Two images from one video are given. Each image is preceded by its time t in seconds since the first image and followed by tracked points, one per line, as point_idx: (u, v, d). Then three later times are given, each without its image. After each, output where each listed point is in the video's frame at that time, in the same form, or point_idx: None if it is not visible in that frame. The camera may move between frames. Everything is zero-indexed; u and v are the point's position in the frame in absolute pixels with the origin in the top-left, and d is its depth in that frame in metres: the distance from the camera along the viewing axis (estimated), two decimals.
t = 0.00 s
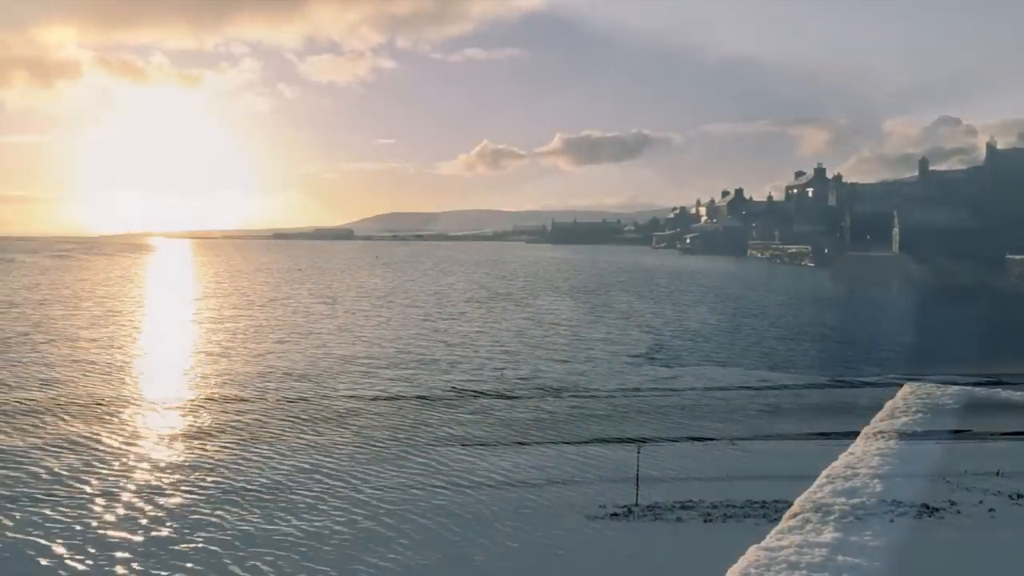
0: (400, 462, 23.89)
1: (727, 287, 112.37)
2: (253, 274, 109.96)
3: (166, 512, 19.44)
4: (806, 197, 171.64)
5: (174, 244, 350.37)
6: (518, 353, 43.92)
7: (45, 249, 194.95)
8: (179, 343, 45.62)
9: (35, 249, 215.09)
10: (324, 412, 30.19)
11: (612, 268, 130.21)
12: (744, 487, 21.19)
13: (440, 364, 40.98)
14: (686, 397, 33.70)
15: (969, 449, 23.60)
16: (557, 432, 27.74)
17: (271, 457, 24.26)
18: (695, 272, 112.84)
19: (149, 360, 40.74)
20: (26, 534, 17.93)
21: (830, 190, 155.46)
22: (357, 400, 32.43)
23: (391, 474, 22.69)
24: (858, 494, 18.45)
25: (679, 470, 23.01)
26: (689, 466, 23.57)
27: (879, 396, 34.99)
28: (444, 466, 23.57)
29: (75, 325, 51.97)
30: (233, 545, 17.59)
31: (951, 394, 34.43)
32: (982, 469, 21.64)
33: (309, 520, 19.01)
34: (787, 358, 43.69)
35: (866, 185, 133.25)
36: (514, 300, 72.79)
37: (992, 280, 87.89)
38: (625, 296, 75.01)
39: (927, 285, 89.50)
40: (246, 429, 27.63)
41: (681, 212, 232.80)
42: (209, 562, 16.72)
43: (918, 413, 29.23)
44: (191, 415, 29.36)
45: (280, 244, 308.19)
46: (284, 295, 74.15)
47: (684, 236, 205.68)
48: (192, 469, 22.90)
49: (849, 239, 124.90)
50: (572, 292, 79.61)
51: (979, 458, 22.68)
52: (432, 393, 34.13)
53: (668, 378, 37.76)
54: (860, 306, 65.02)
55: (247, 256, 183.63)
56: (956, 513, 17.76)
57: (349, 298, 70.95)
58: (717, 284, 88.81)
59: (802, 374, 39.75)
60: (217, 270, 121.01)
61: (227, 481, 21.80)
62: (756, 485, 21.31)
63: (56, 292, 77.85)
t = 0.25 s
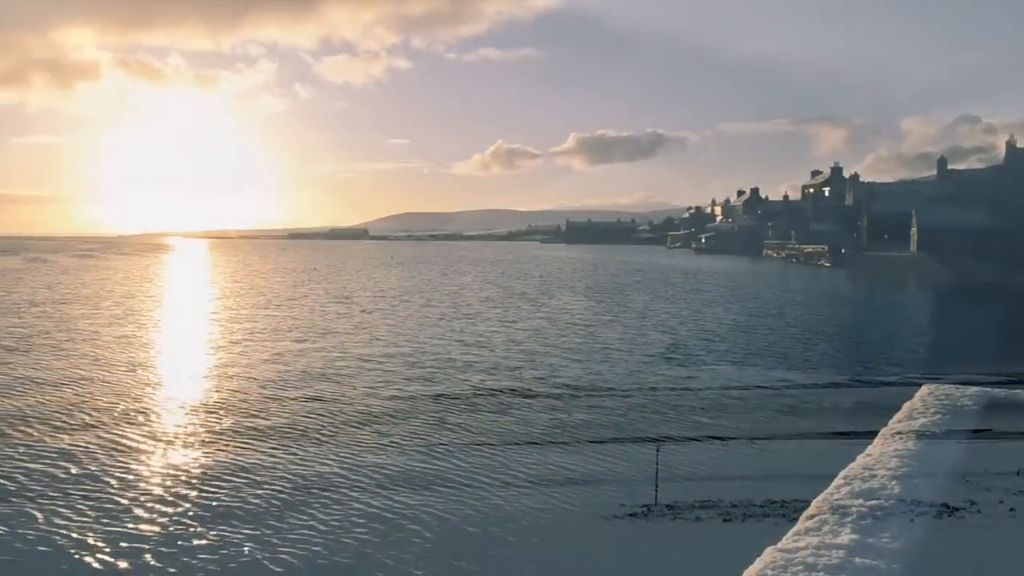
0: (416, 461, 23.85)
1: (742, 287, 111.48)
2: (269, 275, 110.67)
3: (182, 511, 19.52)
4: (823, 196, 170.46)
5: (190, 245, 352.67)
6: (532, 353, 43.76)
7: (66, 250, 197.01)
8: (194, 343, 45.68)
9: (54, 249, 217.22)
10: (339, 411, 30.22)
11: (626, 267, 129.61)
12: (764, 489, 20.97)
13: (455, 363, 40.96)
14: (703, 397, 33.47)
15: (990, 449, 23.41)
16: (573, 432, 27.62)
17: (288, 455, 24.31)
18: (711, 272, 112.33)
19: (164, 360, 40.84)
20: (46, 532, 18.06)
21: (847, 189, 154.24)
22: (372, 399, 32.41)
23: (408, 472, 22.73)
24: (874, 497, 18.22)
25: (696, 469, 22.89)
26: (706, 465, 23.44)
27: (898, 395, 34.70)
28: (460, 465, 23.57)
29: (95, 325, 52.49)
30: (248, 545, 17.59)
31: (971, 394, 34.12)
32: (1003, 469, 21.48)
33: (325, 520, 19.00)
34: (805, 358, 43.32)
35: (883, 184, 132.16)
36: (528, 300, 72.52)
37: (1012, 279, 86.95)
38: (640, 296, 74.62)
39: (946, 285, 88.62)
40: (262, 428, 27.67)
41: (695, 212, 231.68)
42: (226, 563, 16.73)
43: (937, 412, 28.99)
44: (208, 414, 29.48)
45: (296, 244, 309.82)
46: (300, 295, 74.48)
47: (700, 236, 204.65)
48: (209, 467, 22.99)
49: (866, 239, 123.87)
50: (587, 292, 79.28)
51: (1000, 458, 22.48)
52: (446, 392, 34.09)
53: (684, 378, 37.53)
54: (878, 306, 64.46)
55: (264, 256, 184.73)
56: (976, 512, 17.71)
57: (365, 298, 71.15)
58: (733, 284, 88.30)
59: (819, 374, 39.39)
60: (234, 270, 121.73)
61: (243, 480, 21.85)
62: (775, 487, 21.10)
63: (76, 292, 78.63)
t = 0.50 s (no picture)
0: (427, 459, 23.89)
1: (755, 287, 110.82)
2: (281, 274, 111.13)
3: (196, 509, 19.64)
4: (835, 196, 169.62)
5: (201, 244, 354.01)
6: (545, 353, 43.73)
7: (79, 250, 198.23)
8: (206, 343, 45.83)
9: (67, 250, 218.50)
10: (354, 409, 30.32)
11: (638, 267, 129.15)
12: (779, 492, 20.87)
13: (467, 362, 40.99)
14: (715, 397, 33.35)
15: (1006, 449, 23.37)
16: (585, 430, 27.59)
17: (300, 453, 24.39)
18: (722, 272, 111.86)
19: (176, 360, 41.00)
20: (61, 531, 18.18)
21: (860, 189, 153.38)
22: (386, 397, 32.49)
23: (424, 470, 22.87)
24: (887, 498, 18.15)
25: (712, 470, 22.96)
26: (722, 465, 23.47)
27: (913, 395, 34.54)
28: (475, 462, 23.66)
29: (108, 324, 52.80)
30: (261, 545, 17.67)
31: (986, 394, 33.97)
32: (1020, 470, 21.48)
33: (337, 519, 19.07)
34: (818, 358, 43.09)
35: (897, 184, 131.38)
36: (539, 299, 72.35)
37: None
38: (653, 296, 74.37)
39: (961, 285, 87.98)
40: (277, 425, 27.79)
41: (707, 211, 230.80)
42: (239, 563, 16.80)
43: (953, 412, 28.89)
44: (221, 413, 29.60)
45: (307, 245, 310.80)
46: (310, 295, 74.72)
47: (711, 236, 203.80)
48: (221, 466, 23.09)
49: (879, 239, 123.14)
50: (598, 292, 79.04)
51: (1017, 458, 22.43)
52: (460, 391, 34.11)
53: (698, 377, 37.42)
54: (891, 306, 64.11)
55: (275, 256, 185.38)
56: (993, 512, 17.76)
57: (375, 298, 71.32)
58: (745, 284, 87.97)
59: (834, 374, 39.23)
60: (245, 270, 122.33)
61: (260, 478, 22.01)
62: (791, 491, 20.97)
63: (90, 291, 79.21)
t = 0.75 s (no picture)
0: (437, 458, 23.94)
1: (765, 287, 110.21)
2: (288, 274, 110.87)
3: (208, 507, 19.74)
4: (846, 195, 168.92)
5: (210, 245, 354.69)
6: (556, 353, 43.61)
7: (91, 251, 199.54)
8: (216, 343, 46.00)
9: (76, 250, 218.84)
10: (365, 408, 30.35)
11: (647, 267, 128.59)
12: (791, 495, 20.81)
13: (478, 362, 41.03)
14: (726, 397, 33.28)
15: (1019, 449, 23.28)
16: (596, 429, 27.59)
17: (311, 451, 24.47)
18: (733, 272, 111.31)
19: (187, 359, 41.16)
20: (74, 529, 18.30)
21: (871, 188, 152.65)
22: (397, 396, 32.52)
23: (435, 468, 22.96)
24: (899, 499, 18.04)
25: (724, 470, 22.93)
26: (734, 465, 23.45)
27: (926, 395, 34.38)
28: (487, 460, 23.68)
29: (120, 323, 53.12)
30: (272, 543, 17.74)
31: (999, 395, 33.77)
32: None
33: (348, 518, 19.13)
34: (830, 358, 42.93)
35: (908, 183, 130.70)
36: (549, 300, 72.11)
37: None
38: (663, 296, 74.11)
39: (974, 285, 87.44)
40: (288, 424, 27.85)
41: (716, 211, 230.10)
42: (250, 562, 16.88)
43: (966, 413, 28.75)
44: (233, 411, 29.72)
45: (316, 245, 311.70)
46: (320, 294, 74.96)
47: (720, 236, 202.99)
48: (233, 464, 23.21)
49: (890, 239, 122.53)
50: (608, 292, 78.75)
51: None
52: (470, 390, 34.08)
53: (709, 378, 37.28)
54: (903, 306, 63.83)
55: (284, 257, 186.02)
56: (1008, 511, 17.71)
57: (385, 298, 71.50)
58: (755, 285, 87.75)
59: (846, 373, 39.05)
60: (256, 270, 122.86)
61: (272, 476, 22.12)
62: (803, 493, 20.89)
63: (102, 291, 79.71)
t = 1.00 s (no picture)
0: (448, 457, 23.98)
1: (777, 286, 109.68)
2: (299, 274, 111.12)
3: (220, 505, 19.84)
4: (859, 195, 168.04)
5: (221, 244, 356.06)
6: (568, 353, 43.61)
7: (105, 251, 201.05)
8: (229, 342, 46.24)
9: (89, 249, 220.04)
10: (377, 406, 30.48)
11: (658, 267, 128.29)
12: (804, 497, 20.72)
13: (490, 361, 41.06)
14: (739, 397, 33.18)
15: None
16: (608, 429, 27.56)
17: (323, 450, 24.55)
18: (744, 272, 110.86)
19: (200, 358, 41.39)
20: (89, 526, 18.45)
21: (884, 188, 151.80)
22: (409, 395, 32.63)
23: (446, 466, 23.02)
24: (912, 500, 17.96)
25: (736, 470, 22.92)
26: (746, 465, 23.43)
27: (939, 396, 34.22)
28: (498, 459, 23.74)
29: (135, 322, 53.53)
30: (283, 542, 17.80)
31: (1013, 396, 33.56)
32: None
33: (359, 517, 19.17)
34: (843, 359, 42.72)
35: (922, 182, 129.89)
36: (560, 299, 72.04)
37: None
38: (674, 296, 73.94)
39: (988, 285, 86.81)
40: (300, 422, 27.99)
41: (727, 211, 229.34)
42: (261, 561, 16.94)
43: (980, 413, 28.59)
44: (247, 410, 29.89)
45: (328, 245, 312.73)
46: (333, 294, 75.27)
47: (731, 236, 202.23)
48: (245, 462, 23.33)
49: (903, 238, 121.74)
50: (619, 292, 78.62)
51: None
52: (482, 389, 34.16)
53: (721, 378, 37.20)
54: (916, 307, 63.50)
55: (297, 256, 186.90)
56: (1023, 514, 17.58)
57: (398, 297, 71.72)
58: (767, 285, 87.47)
59: (858, 373, 38.90)
60: (268, 270, 123.55)
61: (285, 473, 22.26)
62: (816, 496, 20.79)
63: (117, 290, 80.37)
